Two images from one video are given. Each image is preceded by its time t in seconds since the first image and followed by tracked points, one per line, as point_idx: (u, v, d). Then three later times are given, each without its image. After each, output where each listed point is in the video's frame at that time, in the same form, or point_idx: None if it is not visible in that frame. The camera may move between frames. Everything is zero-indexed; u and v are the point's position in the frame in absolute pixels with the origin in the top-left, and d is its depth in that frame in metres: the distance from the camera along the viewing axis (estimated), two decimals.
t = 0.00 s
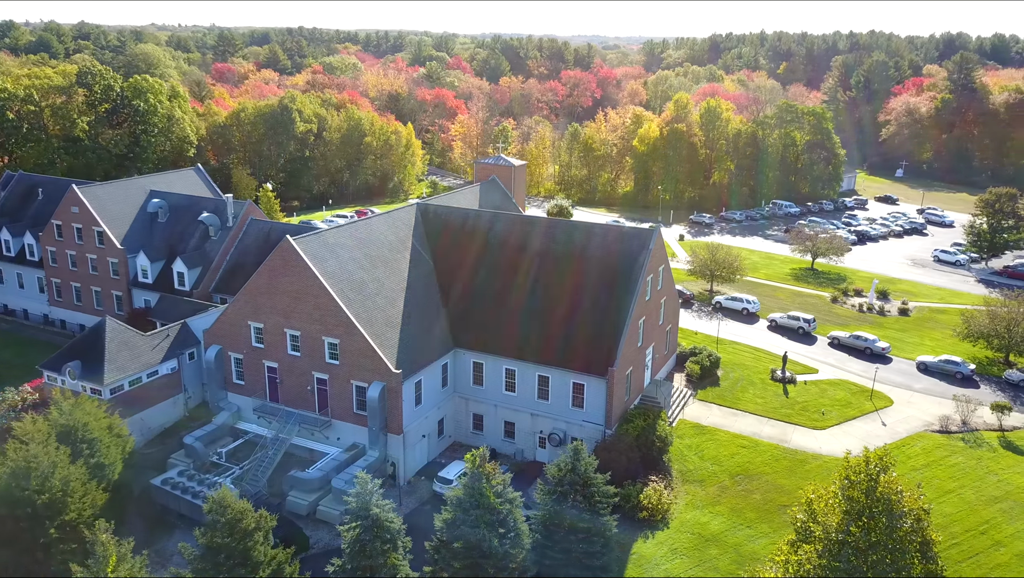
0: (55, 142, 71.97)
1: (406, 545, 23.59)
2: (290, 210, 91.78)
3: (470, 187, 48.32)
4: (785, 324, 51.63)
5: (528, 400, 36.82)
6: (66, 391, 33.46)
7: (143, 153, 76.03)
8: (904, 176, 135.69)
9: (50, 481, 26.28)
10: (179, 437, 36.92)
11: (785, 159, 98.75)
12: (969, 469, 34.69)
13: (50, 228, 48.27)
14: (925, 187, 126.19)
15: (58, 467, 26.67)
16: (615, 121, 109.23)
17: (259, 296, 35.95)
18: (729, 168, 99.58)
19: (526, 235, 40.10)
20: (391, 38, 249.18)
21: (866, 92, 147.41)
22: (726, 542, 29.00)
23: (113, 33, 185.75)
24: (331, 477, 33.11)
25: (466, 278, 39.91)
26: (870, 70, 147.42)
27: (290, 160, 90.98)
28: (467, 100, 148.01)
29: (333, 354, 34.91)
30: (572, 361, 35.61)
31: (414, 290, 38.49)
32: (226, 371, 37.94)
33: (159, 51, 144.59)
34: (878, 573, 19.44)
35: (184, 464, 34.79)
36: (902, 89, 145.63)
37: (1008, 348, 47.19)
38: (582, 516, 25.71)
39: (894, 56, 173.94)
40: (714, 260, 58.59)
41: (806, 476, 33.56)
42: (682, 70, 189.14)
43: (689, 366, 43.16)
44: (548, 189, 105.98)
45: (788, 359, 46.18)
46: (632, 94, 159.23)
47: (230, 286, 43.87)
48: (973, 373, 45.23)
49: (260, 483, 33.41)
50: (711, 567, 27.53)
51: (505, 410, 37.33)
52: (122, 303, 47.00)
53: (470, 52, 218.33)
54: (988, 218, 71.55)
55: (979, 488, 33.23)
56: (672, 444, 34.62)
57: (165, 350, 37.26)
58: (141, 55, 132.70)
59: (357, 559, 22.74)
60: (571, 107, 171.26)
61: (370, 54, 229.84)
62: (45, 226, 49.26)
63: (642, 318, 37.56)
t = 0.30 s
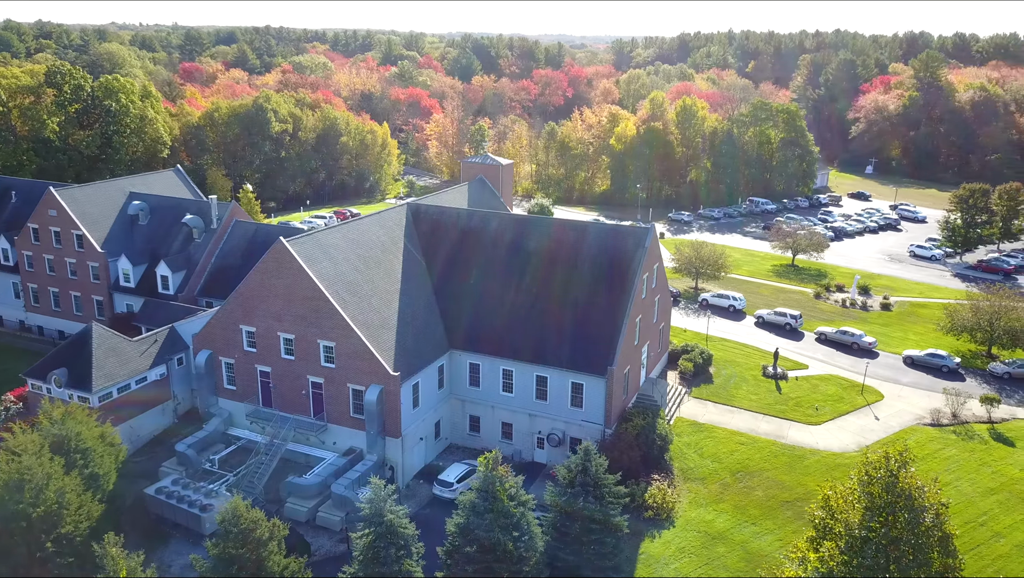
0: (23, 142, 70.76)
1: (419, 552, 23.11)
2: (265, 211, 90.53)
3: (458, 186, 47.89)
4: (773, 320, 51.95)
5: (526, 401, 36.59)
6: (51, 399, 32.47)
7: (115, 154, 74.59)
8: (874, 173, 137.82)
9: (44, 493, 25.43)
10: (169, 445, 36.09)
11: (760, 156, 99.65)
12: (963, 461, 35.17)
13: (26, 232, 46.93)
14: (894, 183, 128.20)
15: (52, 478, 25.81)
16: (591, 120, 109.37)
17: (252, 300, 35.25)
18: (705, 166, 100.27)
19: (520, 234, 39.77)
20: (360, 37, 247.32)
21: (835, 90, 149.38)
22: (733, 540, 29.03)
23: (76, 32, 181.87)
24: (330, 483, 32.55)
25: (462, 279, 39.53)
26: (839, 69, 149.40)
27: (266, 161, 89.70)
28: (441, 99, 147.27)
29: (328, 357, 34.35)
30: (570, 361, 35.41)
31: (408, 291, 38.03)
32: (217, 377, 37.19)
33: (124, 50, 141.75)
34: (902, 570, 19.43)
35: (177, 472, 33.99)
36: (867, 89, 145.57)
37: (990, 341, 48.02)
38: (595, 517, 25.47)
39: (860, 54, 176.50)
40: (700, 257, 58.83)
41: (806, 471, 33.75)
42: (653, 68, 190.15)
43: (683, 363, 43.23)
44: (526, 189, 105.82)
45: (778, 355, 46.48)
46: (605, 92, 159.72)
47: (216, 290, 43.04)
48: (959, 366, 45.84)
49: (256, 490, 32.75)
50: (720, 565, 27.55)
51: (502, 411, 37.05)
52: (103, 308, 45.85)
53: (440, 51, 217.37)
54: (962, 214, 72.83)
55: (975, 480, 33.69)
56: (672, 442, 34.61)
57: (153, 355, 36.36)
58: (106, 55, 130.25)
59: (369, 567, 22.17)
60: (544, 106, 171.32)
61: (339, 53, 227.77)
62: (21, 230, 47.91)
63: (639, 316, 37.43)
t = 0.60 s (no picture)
0: None
1: (435, 558, 22.75)
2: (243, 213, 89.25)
3: (448, 187, 47.43)
4: (762, 317, 52.17)
5: (525, 402, 36.33)
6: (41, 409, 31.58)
7: (90, 155, 73.18)
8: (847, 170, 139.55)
9: (42, 506, 24.62)
10: (162, 453, 35.27)
11: (739, 154, 100.38)
12: (959, 454, 35.56)
13: (4, 236, 45.66)
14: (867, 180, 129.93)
15: (49, 490, 25.00)
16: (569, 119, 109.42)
17: (246, 303, 34.53)
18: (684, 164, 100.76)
19: (516, 234, 39.54)
20: (331, 37, 245.34)
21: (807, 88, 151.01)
22: (741, 538, 29.00)
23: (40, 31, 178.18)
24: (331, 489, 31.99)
25: (458, 280, 39.18)
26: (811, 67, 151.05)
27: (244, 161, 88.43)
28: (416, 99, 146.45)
29: (326, 360, 33.79)
30: (571, 361, 35.21)
31: (404, 292, 37.56)
32: (210, 382, 36.43)
33: (92, 50, 139.11)
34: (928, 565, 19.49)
35: (172, 480, 33.17)
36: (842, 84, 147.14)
37: (976, 335, 48.71)
38: (608, 519, 25.26)
39: (829, 53, 178.88)
40: (687, 255, 58.96)
41: (807, 468, 33.88)
42: (626, 67, 191.16)
43: (678, 361, 43.27)
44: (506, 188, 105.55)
45: (770, 352, 46.68)
46: (580, 91, 159.98)
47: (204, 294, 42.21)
48: (947, 360, 46.21)
49: (255, 498, 32.08)
50: (730, 563, 27.55)
51: (501, 412, 36.74)
52: (86, 314, 44.79)
53: (413, 50, 216.43)
54: (940, 210, 73.90)
55: (972, 473, 34.08)
56: (674, 440, 34.57)
57: (144, 361, 35.53)
58: (73, 55, 127.62)
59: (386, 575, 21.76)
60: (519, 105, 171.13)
61: (310, 52, 225.78)
62: None
63: (637, 315, 37.40)
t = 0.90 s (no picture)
0: None
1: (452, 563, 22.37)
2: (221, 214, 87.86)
3: (439, 187, 47.09)
4: (752, 314, 52.42)
5: (526, 402, 36.08)
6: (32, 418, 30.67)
7: (65, 157, 71.48)
8: (822, 167, 141.21)
9: (42, 518, 23.87)
10: (156, 460, 34.45)
11: (718, 153, 100.92)
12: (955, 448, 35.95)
13: None
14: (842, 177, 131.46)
15: (49, 501, 24.25)
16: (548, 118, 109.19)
17: (242, 306, 33.86)
18: (665, 163, 101.03)
19: (512, 235, 39.27)
20: (302, 36, 242.95)
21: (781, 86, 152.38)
22: (749, 535, 29.06)
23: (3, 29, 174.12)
24: (333, 494, 31.46)
25: (454, 281, 38.85)
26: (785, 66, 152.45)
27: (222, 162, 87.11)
28: (392, 98, 145.42)
29: (326, 364, 33.25)
30: (572, 361, 35.02)
31: (401, 293, 37.14)
32: (204, 387, 35.69)
33: (59, 50, 136.24)
34: (953, 561, 19.66)
35: (168, 488, 32.41)
36: (815, 84, 148.34)
37: (962, 330, 49.41)
38: (623, 520, 25.01)
39: (801, 52, 180.66)
40: (675, 253, 59.05)
41: (809, 465, 34.05)
42: (602, 66, 191.49)
43: (673, 360, 43.28)
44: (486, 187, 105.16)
45: (763, 349, 46.90)
46: (556, 90, 159.89)
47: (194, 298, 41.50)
48: (935, 355, 46.84)
49: (254, 504, 31.45)
50: (741, 561, 27.57)
51: (501, 414, 36.47)
52: (71, 319, 43.73)
53: (387, 50, 214.97)
54: (919, 206, 74.89)
55: (970, 466, 34.46)
56: (676, 439, 34.58)
57: (137, 367, 34.74)
58: (40, 54, 124.81)
59: None
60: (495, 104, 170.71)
61: (281, 51, 223.21)
62: None
63: (636, 314, 37.31)
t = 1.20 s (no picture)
0: None
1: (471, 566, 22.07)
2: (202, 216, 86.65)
3: (433, 186, 46.74)
4: (743, 311, 52.66)
5: (528, 403, 35.84)
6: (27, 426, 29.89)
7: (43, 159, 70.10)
8: (800, 164, 142.54)
9: (45, 530, 23.17)
10: (153, 468, 33.76)
11: (700, 151, 101.45)
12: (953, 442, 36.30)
13: None
14: (820, 174, 132.81)
15: (52, 511, 23.54)
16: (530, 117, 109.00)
17: (240, 310, 33.29)
18: (647, 161, 101.26)
19: (511, 234, 39.09)
20: (276, 35, 240.57)
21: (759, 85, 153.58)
22: (758, 533, 29.06)
23: None
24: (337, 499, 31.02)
25: (452, 281, 38.57)
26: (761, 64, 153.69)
27: (202, 163, 86.10)
28: (371, 98, 144.48)
29: (326, 367, 32.80)
30: (574, 361, 34.85)
31: (400, 294, 36.74)
32: (200, 392, 35.01)
33: (30, 50, 133.56)
34: (977, 556, 19.79)
35: (166, 496, 31.74)
36: (792, 82, 149.85)
37: (951, 324, 50.01)
38: (638, 521, 24.83)
39: (777, 51, 182.25)
40: (665, 251, 59.16)
41: (812, 461, 34.15)
42: (580, 65, 191.76)
43: (670, 358, 43.28)
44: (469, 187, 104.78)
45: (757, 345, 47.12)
46: (535, 89, 159.81)
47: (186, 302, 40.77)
48: (926, 350, 47.37)
49: (257, 510, 30.94)
50: (752, 559, 27.55)
51: (503, 414, 36.19)
52: (58, 324, 42.79)
53: (363, 49, 213.60)
54: (901, 203, 75.79)
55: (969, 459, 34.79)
56: (680, 437, 34.54)
57: (131, 372, 34.02)
58: (11, 54, 122.22)
59: None
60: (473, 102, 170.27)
61: (255, 50, 220.82)
62: None
63: (636, 313, 37.29)
